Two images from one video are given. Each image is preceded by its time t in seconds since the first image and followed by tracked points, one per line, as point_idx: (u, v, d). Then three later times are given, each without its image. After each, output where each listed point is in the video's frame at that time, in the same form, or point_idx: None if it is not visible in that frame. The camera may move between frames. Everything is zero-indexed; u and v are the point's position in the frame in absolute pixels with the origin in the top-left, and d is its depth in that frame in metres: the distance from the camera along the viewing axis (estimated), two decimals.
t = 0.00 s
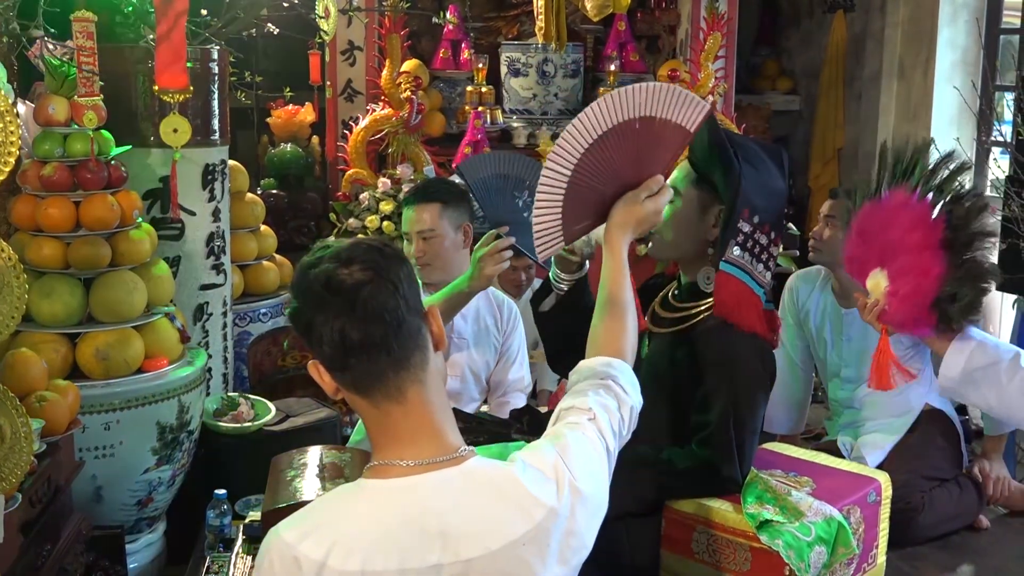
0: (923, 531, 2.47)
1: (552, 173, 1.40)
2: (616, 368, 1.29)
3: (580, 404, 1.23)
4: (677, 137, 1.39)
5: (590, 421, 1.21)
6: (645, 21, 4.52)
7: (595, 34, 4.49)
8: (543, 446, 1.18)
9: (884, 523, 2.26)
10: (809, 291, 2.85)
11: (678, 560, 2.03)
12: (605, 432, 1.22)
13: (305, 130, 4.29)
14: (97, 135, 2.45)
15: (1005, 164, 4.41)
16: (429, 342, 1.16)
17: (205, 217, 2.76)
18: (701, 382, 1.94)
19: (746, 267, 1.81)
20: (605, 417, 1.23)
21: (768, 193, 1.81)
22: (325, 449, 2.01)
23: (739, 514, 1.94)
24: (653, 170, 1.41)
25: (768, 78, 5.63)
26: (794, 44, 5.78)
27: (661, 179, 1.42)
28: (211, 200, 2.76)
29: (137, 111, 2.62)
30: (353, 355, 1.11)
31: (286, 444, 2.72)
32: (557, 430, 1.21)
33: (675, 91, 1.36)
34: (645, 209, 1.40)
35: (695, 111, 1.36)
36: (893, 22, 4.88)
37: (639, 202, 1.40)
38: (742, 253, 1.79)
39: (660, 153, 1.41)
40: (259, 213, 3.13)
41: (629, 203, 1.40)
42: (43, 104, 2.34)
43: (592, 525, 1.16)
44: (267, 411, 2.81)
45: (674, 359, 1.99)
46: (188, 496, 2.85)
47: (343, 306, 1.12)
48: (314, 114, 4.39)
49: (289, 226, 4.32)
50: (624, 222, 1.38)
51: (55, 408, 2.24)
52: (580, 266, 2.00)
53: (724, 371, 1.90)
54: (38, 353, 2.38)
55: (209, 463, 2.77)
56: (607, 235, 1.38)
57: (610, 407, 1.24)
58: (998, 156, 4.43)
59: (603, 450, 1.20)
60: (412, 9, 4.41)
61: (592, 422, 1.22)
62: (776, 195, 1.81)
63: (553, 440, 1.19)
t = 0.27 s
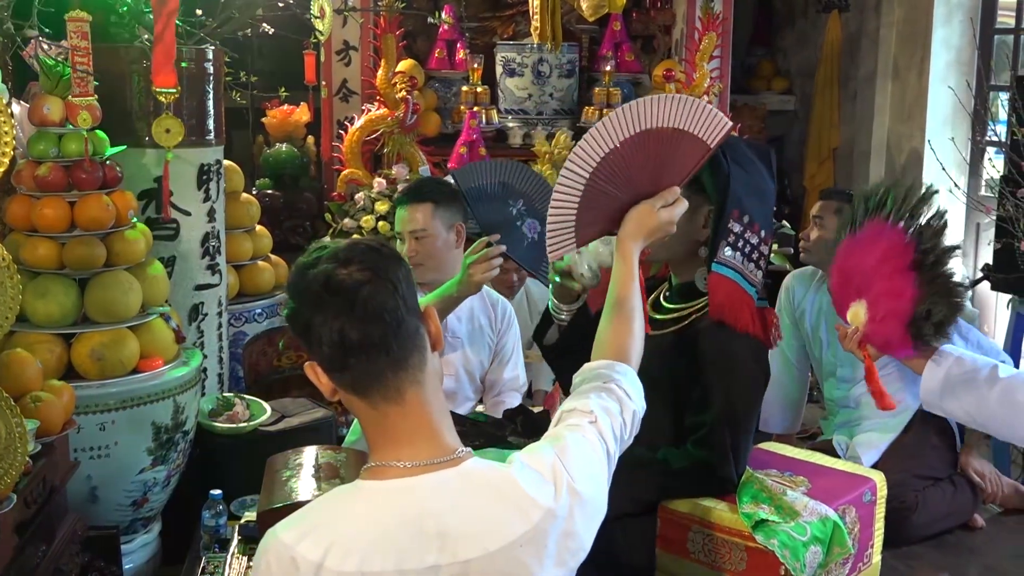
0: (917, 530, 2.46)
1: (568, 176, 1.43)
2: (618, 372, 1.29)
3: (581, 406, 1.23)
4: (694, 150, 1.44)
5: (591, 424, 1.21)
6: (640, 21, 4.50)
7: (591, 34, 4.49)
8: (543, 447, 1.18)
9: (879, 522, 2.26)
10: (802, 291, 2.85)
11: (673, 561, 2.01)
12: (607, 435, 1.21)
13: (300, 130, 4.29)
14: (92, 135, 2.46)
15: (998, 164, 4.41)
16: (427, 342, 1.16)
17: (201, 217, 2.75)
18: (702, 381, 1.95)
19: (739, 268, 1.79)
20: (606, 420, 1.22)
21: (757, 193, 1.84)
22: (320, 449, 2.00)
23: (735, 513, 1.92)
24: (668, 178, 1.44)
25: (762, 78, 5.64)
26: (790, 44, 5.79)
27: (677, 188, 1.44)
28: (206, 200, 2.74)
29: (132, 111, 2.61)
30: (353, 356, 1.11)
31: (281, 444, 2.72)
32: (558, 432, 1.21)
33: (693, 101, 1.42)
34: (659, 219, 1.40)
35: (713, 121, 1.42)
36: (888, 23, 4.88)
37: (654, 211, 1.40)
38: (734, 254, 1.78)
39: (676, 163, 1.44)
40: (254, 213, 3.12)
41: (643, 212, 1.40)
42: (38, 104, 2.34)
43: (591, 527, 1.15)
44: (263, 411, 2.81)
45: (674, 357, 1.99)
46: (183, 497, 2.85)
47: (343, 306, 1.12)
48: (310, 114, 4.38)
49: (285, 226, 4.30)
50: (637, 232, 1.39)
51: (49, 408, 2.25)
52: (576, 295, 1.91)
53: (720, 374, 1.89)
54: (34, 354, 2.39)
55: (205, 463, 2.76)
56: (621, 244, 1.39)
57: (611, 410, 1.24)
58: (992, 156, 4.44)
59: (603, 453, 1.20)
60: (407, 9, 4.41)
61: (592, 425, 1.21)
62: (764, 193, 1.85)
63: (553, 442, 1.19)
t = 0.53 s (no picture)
0: (911, 525, 2.49)
1: (564, 173, 1.51)
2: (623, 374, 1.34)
3: (584, 408, 1.28)
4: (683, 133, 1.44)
5: (592, 424, 1.25)
6: (634, 25, 4.59)
7: (585, 38, 4.52)
8: (544, 447, 1.22)
9: (868, 518, 2.31)
10: (797, 291, 2.85)
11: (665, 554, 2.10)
12: (608, 437, 1.26)
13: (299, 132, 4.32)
14: (93, 137, 2.49)
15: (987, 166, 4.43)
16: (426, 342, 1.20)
17: (200, 218, 2.79)
18: (691, 383, 1.92)
19: (725, 267, 1.80)
20: (608, 422, 1.27)
21: (738, 193, 1.87)
22: (319, 447, 2.04)
23: (727, 510, 2.01)
24: (658, 167, 1.48)
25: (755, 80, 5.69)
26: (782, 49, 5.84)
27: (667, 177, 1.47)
28: (206, 201, 2.78)
29: (133, 112, 2.62)
30: (354, 355, 1.14)
31: (281, 442, 2.74)
32: (560, 432, 1.26)
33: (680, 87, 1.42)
34: (651, 208, 1.44)
35: (700, 108, 1.42)
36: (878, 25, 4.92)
37: (646, 201, 1.45)
38: (721, 253, 1.78)
39: (665, 151, 1.47)
40: (254, 214, 3.15)
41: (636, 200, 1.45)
42: (40, 106, 2.39)
43: (589, 526, 1.19)
44: (262, 410, 2.85)
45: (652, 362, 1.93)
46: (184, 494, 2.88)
47: (343, 306, 1.15)
48: (308, 116, 4.42)
49: (283, 227, 4.35)
50: (631, 222, 1.43)
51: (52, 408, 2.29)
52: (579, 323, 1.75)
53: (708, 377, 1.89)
54: (37, 353, 2.42)
55: (205, 461, 2.80)
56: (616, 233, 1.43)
57: (615, 413, 1.28)
58: (980, 157, 4.46)
59: (602, 454, 1.24)
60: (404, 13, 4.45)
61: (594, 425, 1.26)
62: (745, 194, 1.87)
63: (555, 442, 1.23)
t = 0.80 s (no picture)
0: (896, 518, 2.56)
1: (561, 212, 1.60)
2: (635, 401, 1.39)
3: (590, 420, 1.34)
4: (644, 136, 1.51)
5: (597, 435, 1.32)
6: (627, 31, 4.59)
7: (579, 44, 4.59)
8: (544, 448, 1.28)
9: (854, 511, 2.37)
10: (785, 291, 2.91)
11: (658, 548, 2.16)
12: (611, 446, 1.31)
13: (300, 136, 4.39)
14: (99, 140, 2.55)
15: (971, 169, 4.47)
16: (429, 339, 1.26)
17: (204, 219, 2.85)
18: (690, 381, 1.98)
19: (710, 266, 1.89)
20: (614, 434, 1.32)
21: (717, 192, 1.94)
22: (320, 443, 2.11)
23: (717, 504, 2.06)
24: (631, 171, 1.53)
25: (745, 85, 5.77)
26: (771, 55, 5.94)
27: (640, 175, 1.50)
28: (209, 203, 2.85)
29: (137, 116, 2.67)
30: (359, 352, 1.20)
31: (282, 439, 2.80)
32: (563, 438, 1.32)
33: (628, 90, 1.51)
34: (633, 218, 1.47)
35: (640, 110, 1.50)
36: (863, 32, 4.99)
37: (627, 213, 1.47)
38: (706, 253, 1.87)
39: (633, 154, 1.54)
40: (256, 215, 3.21)
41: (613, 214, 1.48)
42: (47, 111, 2.44)
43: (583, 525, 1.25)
44: (264, 407, 2.91)
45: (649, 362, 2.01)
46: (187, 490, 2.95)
47: (351, 304, 1.21)
48: (308, 120, 4.48)
49: (284, 229, 4.42)
50: (617, 233, 1.46)
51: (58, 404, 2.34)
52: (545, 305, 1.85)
53: (697, 373, 1.96)
54: (45, 351, 2.47)
55: (208, 457, 2.86)
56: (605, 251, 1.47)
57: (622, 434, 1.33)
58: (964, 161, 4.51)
59: (602, 461, 1.29)
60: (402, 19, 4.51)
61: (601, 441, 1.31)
62: (723, 191, 1.95)
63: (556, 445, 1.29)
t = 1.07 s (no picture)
0: (878, 510, 2.65)
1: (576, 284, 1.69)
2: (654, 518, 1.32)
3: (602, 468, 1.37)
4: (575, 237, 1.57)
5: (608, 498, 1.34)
6: (619, 39, 4.71)
7: (573, 51, 4.69)
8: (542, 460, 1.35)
9: (840, 503, 2.45)
10: (769, 288, 2.98)
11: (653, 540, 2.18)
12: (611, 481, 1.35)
13: (303, 140, 4.48)
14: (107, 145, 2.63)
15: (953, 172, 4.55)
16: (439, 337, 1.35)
17: (209, 221, 2.92)
18: (665, 375, 2.13)
19: (691, 267, 2.06)
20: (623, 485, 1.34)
21: (688, 194, 2.10)
22: (322, 437, 2.19)
23: (706, 496, 2.10)
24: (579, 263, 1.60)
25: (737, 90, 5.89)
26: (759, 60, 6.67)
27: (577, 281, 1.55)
28: (215, 205, 2.91)
29: (144, 122, 2.76)
30: (375, 349, 1.29)
31: (287, 434, 2.89)
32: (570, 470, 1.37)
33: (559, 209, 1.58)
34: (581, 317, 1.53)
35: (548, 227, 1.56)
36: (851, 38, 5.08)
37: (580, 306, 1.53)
38: (687, 255, 2.05)
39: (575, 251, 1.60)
40: (260, 217, 3.29)
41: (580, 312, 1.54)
42: (57, 116, 2.52)
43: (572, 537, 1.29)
44: (268, 403, 2.99)
45: (634, 358, 2.20)
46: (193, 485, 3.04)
47: (373, 304, 1.29)
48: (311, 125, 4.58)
49: (287, 231, 4.51)
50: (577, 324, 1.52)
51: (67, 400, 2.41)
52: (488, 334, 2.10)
53: (687, 364, 2.10)
54: (54, 349, 2.55)
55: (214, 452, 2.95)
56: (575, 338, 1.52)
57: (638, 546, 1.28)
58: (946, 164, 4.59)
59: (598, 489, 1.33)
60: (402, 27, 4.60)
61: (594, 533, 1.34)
62: (695, 192, 2.11)
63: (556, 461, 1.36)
